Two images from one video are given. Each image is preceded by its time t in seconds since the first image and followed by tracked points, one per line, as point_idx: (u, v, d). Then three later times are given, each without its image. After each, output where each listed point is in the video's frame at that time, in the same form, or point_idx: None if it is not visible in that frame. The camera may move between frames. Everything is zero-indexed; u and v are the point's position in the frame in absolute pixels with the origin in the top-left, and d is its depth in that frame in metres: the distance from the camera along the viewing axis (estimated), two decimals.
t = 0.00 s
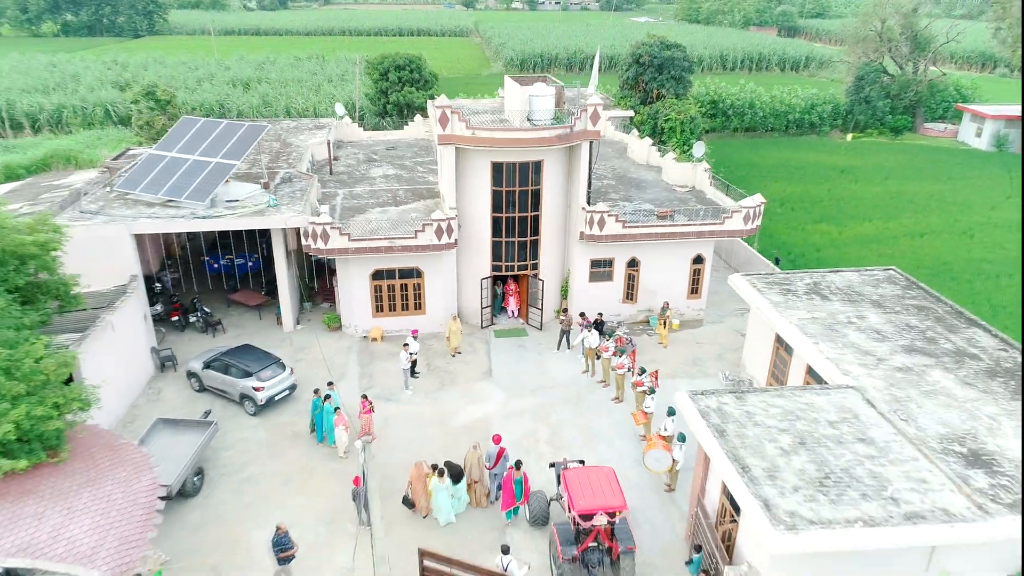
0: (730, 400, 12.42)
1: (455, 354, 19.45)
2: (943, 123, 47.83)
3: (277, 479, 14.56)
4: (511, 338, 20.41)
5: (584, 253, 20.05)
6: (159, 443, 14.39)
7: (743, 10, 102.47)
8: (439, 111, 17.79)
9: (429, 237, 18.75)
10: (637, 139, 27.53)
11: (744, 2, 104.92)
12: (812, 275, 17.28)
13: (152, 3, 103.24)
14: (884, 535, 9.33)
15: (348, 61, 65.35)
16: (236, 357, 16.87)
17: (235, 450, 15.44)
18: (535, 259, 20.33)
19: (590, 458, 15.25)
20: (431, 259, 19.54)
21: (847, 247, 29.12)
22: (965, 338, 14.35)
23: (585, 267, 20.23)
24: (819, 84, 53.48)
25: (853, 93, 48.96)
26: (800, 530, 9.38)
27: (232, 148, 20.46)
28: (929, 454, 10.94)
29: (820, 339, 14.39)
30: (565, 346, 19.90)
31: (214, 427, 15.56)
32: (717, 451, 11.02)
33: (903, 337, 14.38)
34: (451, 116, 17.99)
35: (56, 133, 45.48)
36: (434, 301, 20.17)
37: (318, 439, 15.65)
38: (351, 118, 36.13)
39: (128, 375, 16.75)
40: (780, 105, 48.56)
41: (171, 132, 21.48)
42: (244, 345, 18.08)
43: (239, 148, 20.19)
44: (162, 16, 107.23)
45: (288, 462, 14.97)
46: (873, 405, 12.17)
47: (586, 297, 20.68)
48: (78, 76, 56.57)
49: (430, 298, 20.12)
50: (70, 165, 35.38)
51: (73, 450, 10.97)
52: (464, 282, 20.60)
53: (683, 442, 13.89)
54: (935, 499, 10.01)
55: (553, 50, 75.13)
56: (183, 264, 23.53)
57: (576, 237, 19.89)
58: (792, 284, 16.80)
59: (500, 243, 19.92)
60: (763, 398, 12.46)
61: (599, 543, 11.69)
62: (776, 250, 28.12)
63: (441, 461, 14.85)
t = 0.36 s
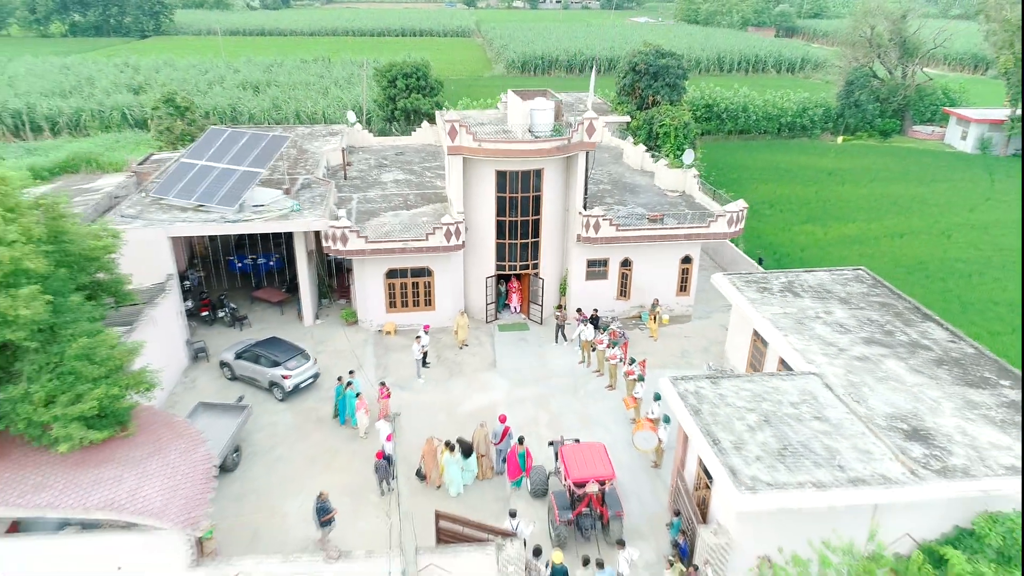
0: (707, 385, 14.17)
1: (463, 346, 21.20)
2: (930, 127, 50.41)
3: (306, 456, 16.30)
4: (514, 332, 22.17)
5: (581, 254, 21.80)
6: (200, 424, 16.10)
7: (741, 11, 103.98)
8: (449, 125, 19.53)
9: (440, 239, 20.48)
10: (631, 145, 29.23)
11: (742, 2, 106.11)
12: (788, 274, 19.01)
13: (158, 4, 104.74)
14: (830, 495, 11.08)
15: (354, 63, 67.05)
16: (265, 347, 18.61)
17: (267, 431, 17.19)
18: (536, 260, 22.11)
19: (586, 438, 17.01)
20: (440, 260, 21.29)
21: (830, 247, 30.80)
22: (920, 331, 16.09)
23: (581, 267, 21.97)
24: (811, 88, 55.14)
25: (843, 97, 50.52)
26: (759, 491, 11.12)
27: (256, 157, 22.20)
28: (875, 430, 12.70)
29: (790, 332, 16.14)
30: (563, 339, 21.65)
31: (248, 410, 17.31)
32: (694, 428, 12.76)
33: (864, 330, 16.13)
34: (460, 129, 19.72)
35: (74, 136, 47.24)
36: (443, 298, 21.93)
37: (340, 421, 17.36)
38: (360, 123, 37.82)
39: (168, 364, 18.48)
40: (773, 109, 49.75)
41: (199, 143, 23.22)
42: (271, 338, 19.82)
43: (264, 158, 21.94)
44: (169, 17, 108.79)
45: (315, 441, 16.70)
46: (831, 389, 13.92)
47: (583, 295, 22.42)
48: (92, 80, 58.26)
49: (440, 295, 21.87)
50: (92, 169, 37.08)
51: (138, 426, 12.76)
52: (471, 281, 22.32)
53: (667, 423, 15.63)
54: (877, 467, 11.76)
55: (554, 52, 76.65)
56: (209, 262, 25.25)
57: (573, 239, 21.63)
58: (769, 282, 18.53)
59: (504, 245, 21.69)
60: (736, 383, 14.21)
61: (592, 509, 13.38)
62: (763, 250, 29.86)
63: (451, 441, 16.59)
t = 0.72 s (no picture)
0: (689, 369, 15.93)
1: (469, 337, 22.95)
2: (919, 127, 51.89)
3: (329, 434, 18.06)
4: (517, 324, 23.93)
5: (578, 252, 23.54)
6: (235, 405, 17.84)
7: (740, 11, 105.37)
8: (457, 133, 21.25)
9: (448, 239, 22.19)
10: (627, 149, 30.94)
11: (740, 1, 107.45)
12: (768, 271, 20.74)
13: (165, 3, 106.10)
14: (790, 462, 12.84)
15: (359, 64, 68.70)
16: (289, 337, 20.37)
17: (293, 412, 18.95)
18: (537, 257, 23.87)
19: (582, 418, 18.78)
20: (448, 257, 23.03)
21: (815, 245, 32.50)
22: (883, 323, 17.83)
23: (579, 264, 23.70)
24: (804, 89, 56.76)
25: (834, 99, 52.13)
26: (730, 458, 12.88)
27: (278, 162, 23.91)
28: (834, 407, 14.47)
29: (766, 323, 17.89)
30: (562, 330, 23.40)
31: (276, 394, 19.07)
32: (675, 406, 14.51)
33: (833, 322, 17.88)
34: (467, 138, 21.45)
35: (92, 136, 48.94)
36: (450, 292, 23.68)
37: (358, 404, 19.05)
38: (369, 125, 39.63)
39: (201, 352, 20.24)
40: (767, 111, 51.37)
41: (223, 149, 24.95)
42: (294, 329, 21.57)
43: (285, 163, 23.70)
44: (175, 16, 110.31)
45: (337, 420, 18.46)
46: (799, 373, 15.69)
47: (580, 290, 24.16)
48: (106, 81, 59.92)
49: (448, 289, 23.62)
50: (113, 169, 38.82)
51: (188, 403, 14.56)
52: (476, 277, 24.06)
53: (655, 405, 17.38)
54: (833, 439, 13.52)
55: (555, 52, 78.22)
56: (231, 259, 27.01)
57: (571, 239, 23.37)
58: (750, 278, 20.27)
59: (507, 243, 23.44)
60: (715, 368, 15.96)
61: (587, 480, 15.09)
62: (751, 248, 31.59)
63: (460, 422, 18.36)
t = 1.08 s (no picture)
0: (674, 353, 17.79)
1: (475, 327, 24.79)
2: (908, 127, 53.59)
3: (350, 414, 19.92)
4: (520, 315, 25.77)
5: (576, 248, 25.38)
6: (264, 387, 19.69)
7: (738, 9, 106.87)
8: (464, 139, 23.07)
9: (456, 236, 24.00)
10: (624, 151, 32.73)
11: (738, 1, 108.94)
12: (750, 266, 22.55)
13: (171, 2, 107.65)
14: (760, 433, 14.71)
15: (364, 65, 70.43)
16: (311, 326, 22.22)
17: (316, 394, 20.80)
18: (538, 253, 25.72)
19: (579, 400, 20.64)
20: (456, 253, 24.86)
21: (801, 242, 34.29)
22: (852, 313, 19.67)
23: (577, 259, 25.53)
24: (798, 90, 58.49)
25: (826, 100, 53.87)
26: (707, 429, 14.74)
27: (297, 164, 25.72)
28: (801, 386, 16.34)
29: (746, 313, 19.74)
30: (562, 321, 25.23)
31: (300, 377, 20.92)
32: (661, 385, 16.37)
33: (806, 312, 19.72)
34: (473, 143, 23.25)
35: (109, 136, 50.76)
36: (458, 285, 25.52)
37: (375, 387, 20.87)
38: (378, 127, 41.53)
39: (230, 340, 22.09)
40: (760, 111, 53.09)
41: (246, 152, 26.79)
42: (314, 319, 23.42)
43: (305, 165, 25.54)
44: (181, 15, 112.03)
45: (356, 401, 20.30)
46: (772, 357, 17.54)
47: (578, 283, 26.00)
48: (119, 81, 61.67)
49: (455, 283, 25.46)
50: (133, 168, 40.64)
51: (228, 382, 16.47)
52: (482, 271, 25.89)
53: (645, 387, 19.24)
54: (798, 413, 15.38)
55: (555, 52, 79.89)
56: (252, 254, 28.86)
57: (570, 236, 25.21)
58: (733, 272, 22.09)
59: (510, 240, 25.29)
60: (698, 353, 17.82)
61: (582, 453, 17.00)
62: (741, 245, 33.40)
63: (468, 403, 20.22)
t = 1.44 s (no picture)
0: (663, 339, 19.67)
1: (482, 317, 26.65)
2: (897, 127, 55.35)
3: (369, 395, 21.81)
4: (523, 306, 27.65)
5: (575, 245, 27.22)
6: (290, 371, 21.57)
7: (736, 8, 108.24)
8: (472, 143, 24.92)
9: (463, 233, 25.85)
10: (620, 152, 34.56)
11: None
12: (736, 261, 24.41)
13: (178, 1, 109.16)
14: (736, 408, 16.61)
15: (369, 65, 72.19)
16: (331, 316, 24.12)
17: (336, 377, 22.70)
18: (540, 249, 27.60)
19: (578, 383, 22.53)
20: (464, 249, 26.70)
21: (789, 238, 36.13)
22: (827, 303, 21.55)
23: (576, 255, 27.38)
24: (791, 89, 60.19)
25: (818, 101, 55.64)
26: (690, 405, 16.64)
27: (315, 166, 27.57)
28: (776, 368, 18.23)
29: (730, 303, 21.62)
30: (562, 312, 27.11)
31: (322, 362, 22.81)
32: (650, 367, 18.26)
33: (785, 303, 21.60)
34: (479, 147, 25.10)
35: (125, 136, 52.66)
36: (465, 279, 27.40)
37: (389, 371, 22.74)
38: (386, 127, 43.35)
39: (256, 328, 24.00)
40: (754, 112, 54.85)
41: (267, 154, 28.65)
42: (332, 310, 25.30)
43: (322, 167, 27.41)
44: (188, 14, 113.72)
45: (374, 384, 22.20)
46: (751, 342, 19.45)
47: (577, 277, 27.86)
48: (132, 81, 63.49)
49: (463, 276, 27.33)
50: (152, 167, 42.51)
51: (263, 363, 18.40)
52: (487, 265, 27.74)
53: (637, 370, 21.13)
54: (772, 391, 17.27)
55: (555, 51, 81.58)
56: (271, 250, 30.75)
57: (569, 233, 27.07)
58: (720, 267, 23.97)
59: (514, 237, 27.16)
60: (684, 339, 19.71)
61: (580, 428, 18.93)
62: (731, 241, 35.23)
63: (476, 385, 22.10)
